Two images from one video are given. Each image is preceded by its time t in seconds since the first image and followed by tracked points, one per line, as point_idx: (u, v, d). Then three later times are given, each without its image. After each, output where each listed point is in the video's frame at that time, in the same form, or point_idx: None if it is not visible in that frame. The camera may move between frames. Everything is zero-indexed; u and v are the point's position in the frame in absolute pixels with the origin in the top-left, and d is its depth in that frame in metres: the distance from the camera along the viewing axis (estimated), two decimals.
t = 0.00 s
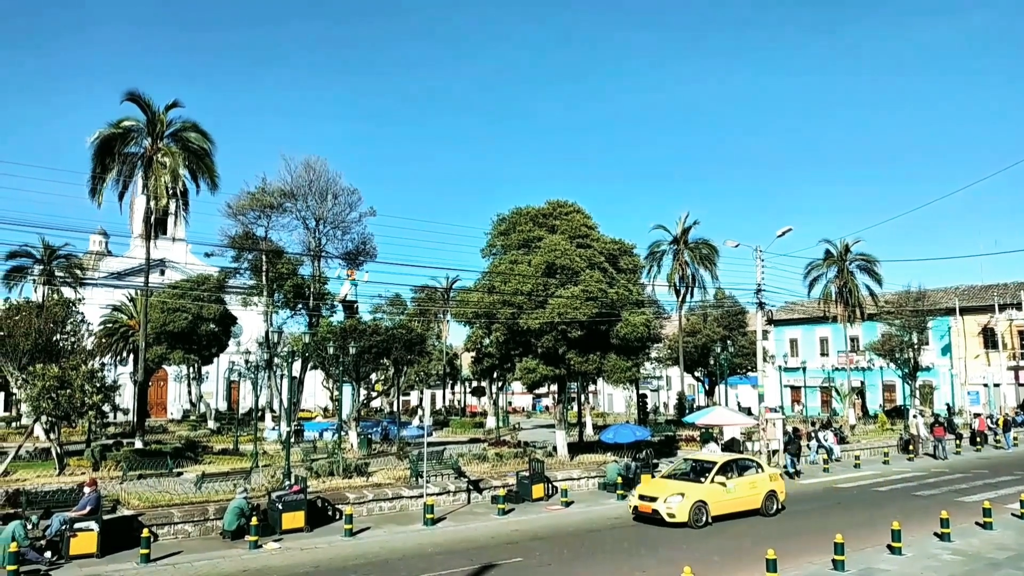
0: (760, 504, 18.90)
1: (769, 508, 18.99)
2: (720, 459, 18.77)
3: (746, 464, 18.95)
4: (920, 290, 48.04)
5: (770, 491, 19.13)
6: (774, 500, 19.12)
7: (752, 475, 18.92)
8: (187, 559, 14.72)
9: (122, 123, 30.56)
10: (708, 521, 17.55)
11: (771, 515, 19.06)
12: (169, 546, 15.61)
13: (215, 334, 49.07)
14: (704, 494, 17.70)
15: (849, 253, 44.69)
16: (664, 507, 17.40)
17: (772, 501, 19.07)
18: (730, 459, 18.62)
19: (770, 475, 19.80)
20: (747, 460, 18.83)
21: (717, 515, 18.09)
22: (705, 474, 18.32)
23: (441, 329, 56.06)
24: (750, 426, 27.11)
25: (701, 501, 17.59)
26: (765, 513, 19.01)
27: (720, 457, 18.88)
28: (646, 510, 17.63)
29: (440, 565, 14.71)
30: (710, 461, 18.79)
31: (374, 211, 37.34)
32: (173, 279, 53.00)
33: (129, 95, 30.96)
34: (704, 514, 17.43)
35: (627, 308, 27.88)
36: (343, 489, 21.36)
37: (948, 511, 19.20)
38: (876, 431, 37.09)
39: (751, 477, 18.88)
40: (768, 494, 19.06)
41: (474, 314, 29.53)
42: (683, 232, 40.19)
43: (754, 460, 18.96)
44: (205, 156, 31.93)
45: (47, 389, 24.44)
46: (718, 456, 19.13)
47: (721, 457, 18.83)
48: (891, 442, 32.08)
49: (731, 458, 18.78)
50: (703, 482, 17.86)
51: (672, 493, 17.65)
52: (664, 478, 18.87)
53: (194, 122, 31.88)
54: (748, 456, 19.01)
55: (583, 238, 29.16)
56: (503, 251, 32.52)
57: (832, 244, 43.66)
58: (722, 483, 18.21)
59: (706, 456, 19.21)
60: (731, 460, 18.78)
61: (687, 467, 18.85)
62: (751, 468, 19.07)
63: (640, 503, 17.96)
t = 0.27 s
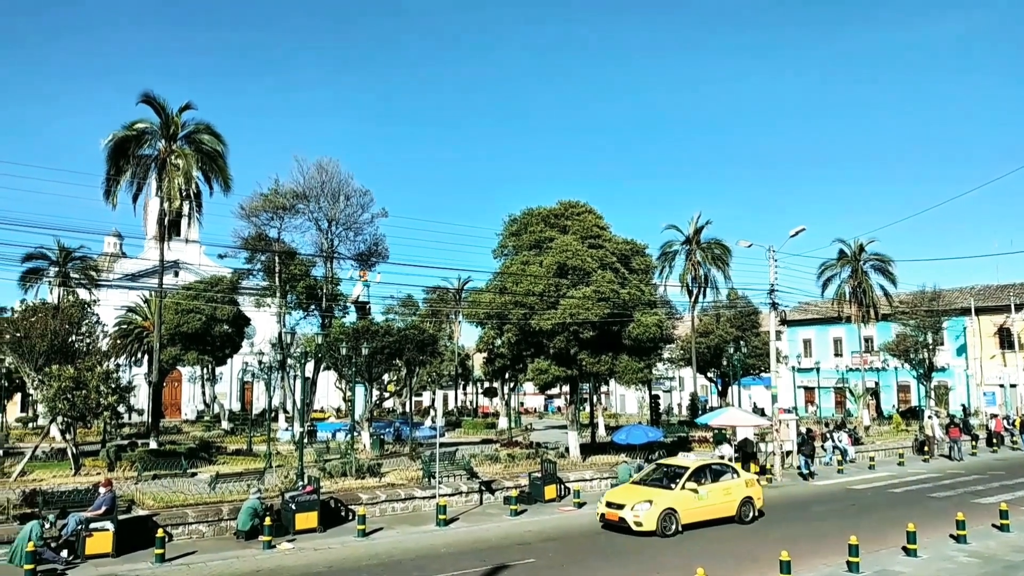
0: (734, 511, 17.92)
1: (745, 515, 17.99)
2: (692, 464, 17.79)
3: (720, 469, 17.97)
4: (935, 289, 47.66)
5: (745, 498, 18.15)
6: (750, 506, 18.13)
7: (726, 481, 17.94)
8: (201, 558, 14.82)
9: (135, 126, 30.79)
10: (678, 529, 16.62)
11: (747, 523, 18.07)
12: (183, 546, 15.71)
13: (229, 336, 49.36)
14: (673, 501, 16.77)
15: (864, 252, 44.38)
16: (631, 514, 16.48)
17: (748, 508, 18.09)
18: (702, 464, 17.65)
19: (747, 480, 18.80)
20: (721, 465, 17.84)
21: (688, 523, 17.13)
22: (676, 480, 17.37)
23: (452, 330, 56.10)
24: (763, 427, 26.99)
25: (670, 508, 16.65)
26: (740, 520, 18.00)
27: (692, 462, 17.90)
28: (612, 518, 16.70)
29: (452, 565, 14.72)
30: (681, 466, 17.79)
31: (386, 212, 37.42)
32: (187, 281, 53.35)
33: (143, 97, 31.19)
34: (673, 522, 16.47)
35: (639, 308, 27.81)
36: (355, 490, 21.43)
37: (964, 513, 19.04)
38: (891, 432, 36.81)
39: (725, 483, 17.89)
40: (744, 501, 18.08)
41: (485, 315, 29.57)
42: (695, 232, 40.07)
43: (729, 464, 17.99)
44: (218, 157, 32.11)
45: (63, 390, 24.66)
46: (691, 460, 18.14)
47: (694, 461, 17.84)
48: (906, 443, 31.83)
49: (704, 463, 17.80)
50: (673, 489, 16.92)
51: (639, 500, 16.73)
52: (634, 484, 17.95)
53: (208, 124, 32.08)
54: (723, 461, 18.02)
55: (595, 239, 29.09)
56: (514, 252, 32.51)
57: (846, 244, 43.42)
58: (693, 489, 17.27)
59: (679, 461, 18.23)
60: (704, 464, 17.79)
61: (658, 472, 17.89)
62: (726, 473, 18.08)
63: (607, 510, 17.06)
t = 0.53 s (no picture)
0: (700, 516, 16.84)
1: (711, 521, 16.91)
2: (655, 467, 16.75)
3: (685, 472, 16.88)
4: (949, 288, 47.29)
5: (713, 503, 17.06)
6: (717, 512, 17.04)
7: (691, 485, 16.86)
8: (214, 557, 14.91)
9: (148, 126, 30.99)
10: (637, 537, 15.68)
11: (715, 529, 17.00)
12: (196, 544, 15.81)
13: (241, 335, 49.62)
14: (633, 507, 15.77)
15: (876, 251, 44.11)
16: (587, 521, 15.50)
17: (715, 513, 17.00)
18: (665, 467, 16.59)
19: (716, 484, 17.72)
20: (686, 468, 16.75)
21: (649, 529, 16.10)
22: (637, 484, 16.36)
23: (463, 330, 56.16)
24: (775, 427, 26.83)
25: (628, 515, 15.64)
26: (706, 527, 16.93)
27: (656, 465, 16.86)
28: (568, 524, 15.72)
29: (462, 565, 14.73)
30: (644, 469, 16.77)
31: (397, 212, 37.51)
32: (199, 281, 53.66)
33: (157, 99, 31.40)
34: (630, 529, 15.47)
35: (650, 307, 27.73)
36: (367, 489, 21.50)
37: (978, 513, 18.89)
38: (904, 432, 36.59)
39: (690, 487, 16.81)
40: (711, 506, 16.99)
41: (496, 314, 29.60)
42: (706, 231, 39.94)
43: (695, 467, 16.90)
44: (229, 158, 32.26)
45: (77, 389, 24.85)
46: (655, 462, 17.09)
47: (658, 464, 16.80)
48: (919, 443, 31.59)
49: (667, 466, 16.72)
50: (632, 493, 15.91)
51: (597, 505, 15.76)
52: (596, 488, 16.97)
53: (220, 125, 32.25)
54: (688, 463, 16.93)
55: (606, 238, 29.03)
56: (525, 251, 32.51)
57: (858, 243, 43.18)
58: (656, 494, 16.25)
59: (643, 463, 17.16)
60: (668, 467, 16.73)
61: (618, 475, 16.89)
62: (692, 477, 16.99)
63: (563, 516, 16.11)
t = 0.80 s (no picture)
0: (664, 525, 15.93)
1: (676, 530, 15.99)
2: (615, 472, 15.88)
3: (648, 478, 15.98)
4: (963, 289, 46.90)
5: (678, 511, 16.17)
6: (683, 521, 16.10)
7: (654, 492, 15.95)
8: (227, 557, 14.98)
9: (161, 128, 31.19)
10: (595, 546, 14.86)
11: (680, 539, 16.07)
12: (208, 544, 15.89)
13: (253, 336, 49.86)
14: (589, 515, 14.93)
15: (890, 252, 43.82)
16: (540, 529, 14.66)
17: (681, 521, 16.11)
18: (626, 473, 15.71)
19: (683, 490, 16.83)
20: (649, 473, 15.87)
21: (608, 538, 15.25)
22: (596, 490, 15.52)
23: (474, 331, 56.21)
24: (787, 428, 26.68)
25: (584, 523, 14.79)
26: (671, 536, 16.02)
27: (617, 470, 16.00)
28: (521, 533, 14.92)
29: (473, 565, 14.71)
30: (604, 474, 15.90)
31: (407, 213, 37.58)
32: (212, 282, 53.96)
33: (172, 101, 31.62)
34: (585, 538, 14.65)
35: (661, 308, 27.64)
36: (378, 489, 21.54)
37: (993, 516, 18.71)
38: (917, 434, 36.31)
39: (653, 493, 15.93)
40: (676, 514, 16.10)
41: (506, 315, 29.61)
42: (718, 232, 39.79)
43: (658, 473, 16.00)
44: (241, 159, 32.41)
45: (90, 390, 25.01)
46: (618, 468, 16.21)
47: (620, 469, 15.94)
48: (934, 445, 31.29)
49: (628, 472, 15.84)
50: (591, 501, 15.05)
51: (552, 512, 14.94)
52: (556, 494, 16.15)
53: (232, 127, 32.41)
54: (652, 468, 16.03)
55: (617, 238, 28.95)
56: (535, 252, 32.50)
57: (871, 243, 42.92)
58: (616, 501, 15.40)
59: (604, 469, 16.30)
60: (630, 472, 15.84)
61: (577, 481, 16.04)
62: (656, 482, 16.07)
63: (518, 524, 15.29)
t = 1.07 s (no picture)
0: (628, 530, 15.34)
1: (640, 535, 15.37)
2: (575, 476, 15.30)
3: (609, 481, 15.41)
4: (977, 287, 46.53)
5: (642, 515, 15.53)
6: (647, 526, 15.50)
7: (617, 496, 15.40)
8: (239, 555, 15.05)
9: (173, 128, 31.38)
10: (552, 553, 14.26)
11: (644, 544, 15.47)
12: (220, 542, 15.98)
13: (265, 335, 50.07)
14: (547, 521, 14.32)
15: (903, 249, 43.52)
16: (493, 536, 14.06)
17: (644, 527, 15.48)
18: (586, 477, 15.14)
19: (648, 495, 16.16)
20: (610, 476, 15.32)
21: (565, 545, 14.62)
22: (555, 495, 14.92)
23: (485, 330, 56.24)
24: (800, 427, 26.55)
25: (541, 529, 14.18)
26: (634, 542, 15.38)
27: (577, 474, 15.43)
28: (474, 540, 14.31)
29: (483, 563, 14.64)
30: (564, 478, 15.34)
31: (418, 213, 37.66)
32: (224, 281, 54.24)
33: (185, 102, 31.78)
34: (540, 546, 14.05)
35: (672, 307, 27.56)
36: (389, 488, 21.59)
37: (1008, 516, 18.55)
38: (931, 433, 36.04)
39: (615, 498, 15.33)
40: (640, 519, 15.48)
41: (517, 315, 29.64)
42: (730, 230, 39.64)
43: (620, 476, 15.45)
44: (253, 159, 32.54)
45: (104, 389, 25.18)
46: (579, 472, 15.66)
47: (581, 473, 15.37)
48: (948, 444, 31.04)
49: (589, 475, 15.26)
50: (548, 506, 14.45)
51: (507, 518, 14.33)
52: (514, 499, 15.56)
53: (244, 127, 32.54)
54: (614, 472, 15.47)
55: (628, 237, 28.88)
56: (546, 251, 32.49)
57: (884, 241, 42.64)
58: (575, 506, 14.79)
59: (565, 473, 15.74)
60: (590, 476, 15.27)
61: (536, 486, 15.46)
62: (619, 486, 15.50)
63: (472, 530, 14.68)
